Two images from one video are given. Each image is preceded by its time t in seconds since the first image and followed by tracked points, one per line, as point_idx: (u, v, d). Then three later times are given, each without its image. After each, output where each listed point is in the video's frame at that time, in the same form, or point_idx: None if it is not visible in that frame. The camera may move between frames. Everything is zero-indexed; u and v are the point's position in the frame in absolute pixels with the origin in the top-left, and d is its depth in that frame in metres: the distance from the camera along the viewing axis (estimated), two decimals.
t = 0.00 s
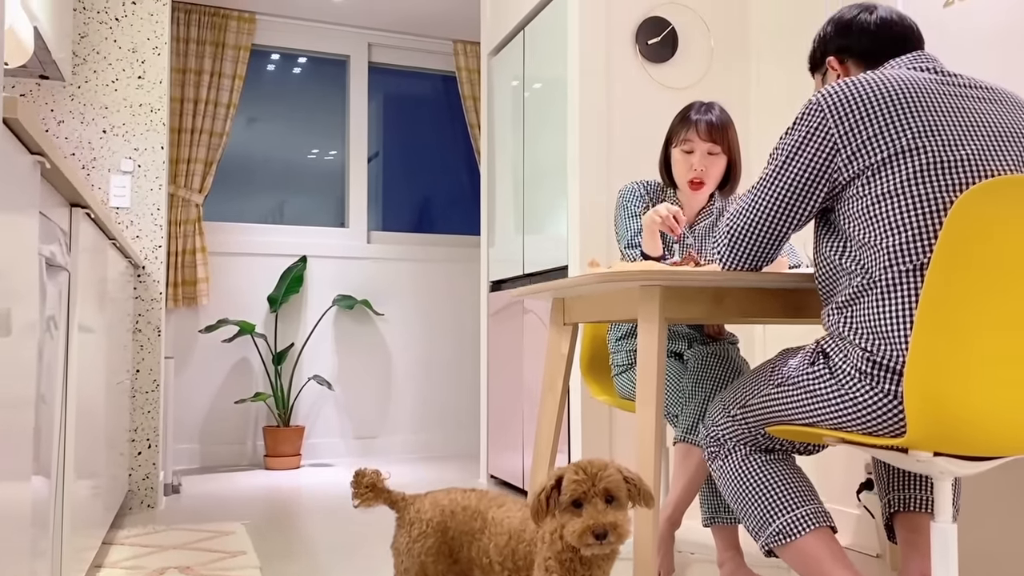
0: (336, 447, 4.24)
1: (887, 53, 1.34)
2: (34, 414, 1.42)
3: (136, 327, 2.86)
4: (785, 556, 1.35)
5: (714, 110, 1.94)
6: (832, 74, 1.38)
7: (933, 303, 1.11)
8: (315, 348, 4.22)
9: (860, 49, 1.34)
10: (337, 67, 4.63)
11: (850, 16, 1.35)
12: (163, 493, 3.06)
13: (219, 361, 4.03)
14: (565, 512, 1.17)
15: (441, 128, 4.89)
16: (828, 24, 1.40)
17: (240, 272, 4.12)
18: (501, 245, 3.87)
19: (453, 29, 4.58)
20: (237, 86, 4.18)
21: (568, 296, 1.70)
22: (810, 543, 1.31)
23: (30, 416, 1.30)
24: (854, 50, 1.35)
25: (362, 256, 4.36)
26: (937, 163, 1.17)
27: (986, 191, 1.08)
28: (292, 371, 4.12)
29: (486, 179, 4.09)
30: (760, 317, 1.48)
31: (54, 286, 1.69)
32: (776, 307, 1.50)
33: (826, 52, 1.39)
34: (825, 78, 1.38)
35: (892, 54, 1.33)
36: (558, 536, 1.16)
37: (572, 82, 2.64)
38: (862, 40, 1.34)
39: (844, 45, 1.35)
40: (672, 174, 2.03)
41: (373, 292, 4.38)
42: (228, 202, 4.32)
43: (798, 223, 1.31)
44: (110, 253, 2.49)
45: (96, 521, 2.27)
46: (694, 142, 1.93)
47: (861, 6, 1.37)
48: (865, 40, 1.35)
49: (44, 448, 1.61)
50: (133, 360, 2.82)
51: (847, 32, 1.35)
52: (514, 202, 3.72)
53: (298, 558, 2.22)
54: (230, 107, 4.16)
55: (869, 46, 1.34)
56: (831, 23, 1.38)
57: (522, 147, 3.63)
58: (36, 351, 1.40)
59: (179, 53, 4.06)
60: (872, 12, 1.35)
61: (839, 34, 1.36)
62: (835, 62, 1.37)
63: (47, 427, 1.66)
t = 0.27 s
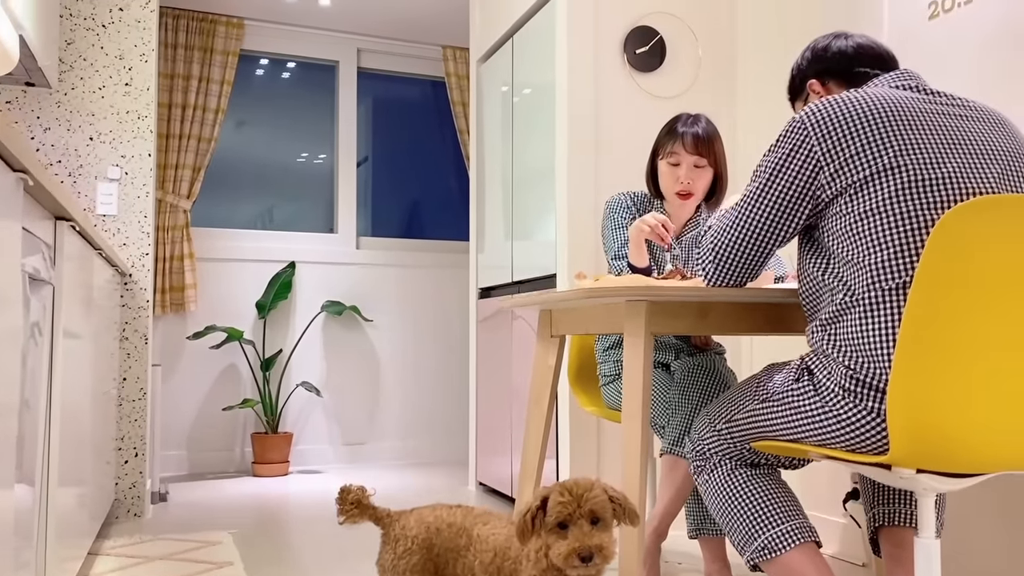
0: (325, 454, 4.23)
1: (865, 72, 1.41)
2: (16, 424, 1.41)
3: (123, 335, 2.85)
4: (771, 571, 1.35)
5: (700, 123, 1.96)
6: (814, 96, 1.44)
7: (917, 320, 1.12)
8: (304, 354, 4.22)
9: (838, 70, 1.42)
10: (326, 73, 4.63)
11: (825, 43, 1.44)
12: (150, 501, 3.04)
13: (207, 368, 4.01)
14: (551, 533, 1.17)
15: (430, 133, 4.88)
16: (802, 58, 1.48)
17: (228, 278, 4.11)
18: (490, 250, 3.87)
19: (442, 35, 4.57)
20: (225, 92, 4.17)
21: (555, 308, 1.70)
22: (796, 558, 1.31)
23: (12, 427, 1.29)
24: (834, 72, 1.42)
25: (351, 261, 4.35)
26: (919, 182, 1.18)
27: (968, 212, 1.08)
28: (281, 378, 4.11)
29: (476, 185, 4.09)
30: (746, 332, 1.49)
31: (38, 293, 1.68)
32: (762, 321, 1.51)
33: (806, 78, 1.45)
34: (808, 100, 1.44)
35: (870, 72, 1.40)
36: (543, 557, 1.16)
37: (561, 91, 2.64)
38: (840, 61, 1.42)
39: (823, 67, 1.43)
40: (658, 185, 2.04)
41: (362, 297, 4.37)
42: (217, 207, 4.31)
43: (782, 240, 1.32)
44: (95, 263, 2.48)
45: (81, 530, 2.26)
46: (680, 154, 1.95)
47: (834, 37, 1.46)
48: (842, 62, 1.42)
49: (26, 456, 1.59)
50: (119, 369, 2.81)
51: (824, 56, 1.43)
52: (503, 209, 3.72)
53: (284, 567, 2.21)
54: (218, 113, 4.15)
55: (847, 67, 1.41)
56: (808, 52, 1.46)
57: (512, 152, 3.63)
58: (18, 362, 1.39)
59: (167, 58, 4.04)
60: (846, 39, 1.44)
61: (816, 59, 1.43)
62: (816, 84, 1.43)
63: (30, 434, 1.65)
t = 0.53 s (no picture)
0: (314, 463, 4.23)
1: (847, 96, 1.43)
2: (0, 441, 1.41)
3: (109, 346, 2.84)
4: None
5: (689, 138, 1.97)
6: (796, 120, 1.47)
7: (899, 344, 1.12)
8: (292, 362, 4.21)
9: (821, 95, 1.44)
10: (315, 80, 4.62)
11: (808, 68, 1.47)
12: (137, 512, 3.03)
13: (195, 376, 4.01)
14: (537, 559, 1.17)
15: (420, 140, 4.88)
16: (785, 81, 1.51)
17: (216, 286, 4.11)
18: (480, 258, 3.87)
19: (431, 43, 4.57)
20: (213, 99, 4.16)
21: (542, 325, 1.70)
22: None
23: None
24: (816, 96, 1.44)
25: (340, 269, 4.35)
26: (901, 206, 1.19)
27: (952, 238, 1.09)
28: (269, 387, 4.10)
29: (465, 193, 4.09)
30: (732, 351, 1.49)
31: (22, 308, 1.67)
32: (748, 340, 1.51)
33: (788, 102, 1.48)
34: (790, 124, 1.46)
35: (852, 96, 1.42)
36: None
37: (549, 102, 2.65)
38: (822, 86, 1.44)
39: (806, 92, 1.45)
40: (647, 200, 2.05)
41: (351, 305, 4.37)
42: (205, 214, 4.30)
43: (766, 262, 1.32)
44: (82, 276, 2.47)
45: (67, 544, 2.25)
46: (669, 170, 1.95)
47: (817, 61, 1.49)
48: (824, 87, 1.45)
49: (10, 469, 1.58)
50: (105, 380, 2.80)
51: (806, 81, 1.46)
52: (492, 218, 3.72)
53: None
54: (206, 121, 4.14)
55: (829, 91, 1.44)
56: (791, 77, 1.49)
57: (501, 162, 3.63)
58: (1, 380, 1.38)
59: (155, 66, 4.04)
60: (829, 64, 1.46)
61: (799, 83, 1.46)
62: (798, 108, 1.46)
63: (14, 445, 1.64)
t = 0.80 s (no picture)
0: (304, 470, 4.22)
1: (833, 118, 1.44)
2: None
3: (97, 355, 2.84)
4: None
5: (678, 151, 1.98)
6: (784, 142, 1.49)
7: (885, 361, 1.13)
8: (281, 369, 4.21)
9: (807, 117, 1.46)
10: (305, 86, 4.62)
11: (796, 85, 1.47)
12: (125, 521, 3.03)
13: (184, 384, 4.00)
14: None
15: (410, 147, 4.88)
16: (775, 93, 1.51)
17: (205, 294, 4.10)
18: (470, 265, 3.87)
19: (422, 50, 4.57)
20: (203, 106, 4.16)
21: (531, 338, 1.71)
22: None
23: None
24: (802, 119, 1.46)
25: (330, 276, 4.35)
26: (888, 226, 1.19)
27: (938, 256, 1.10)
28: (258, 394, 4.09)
29: (455, 200, 4.09)
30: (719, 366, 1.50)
31: (11, 321, 1.67)
32: (736, 355, 1.52)
33: (775, 122, 1.50)
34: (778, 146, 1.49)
35: (839, 119, 1.44)
36: None
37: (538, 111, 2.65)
38: (808, 107, 1.45)
39: (792, 113, 1.47)
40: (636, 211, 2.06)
41: (340, 312, 4.37)
42: (194, 220, 4.29)
43: (752, 279, 1.33)
44: (71, 287, 2.47)
45: (54, 555, 2.25)
46: (659, 183, 1.96)
47: (806, 76, 1.49)
48: (810, 107, 1.46)
49: None
50: (93, 390, 2.79)
51: (793, 101, 1.47)
52: (482, 226, 3.73)
53: None
54: (196, 127, 4.14)
55: (815, 114, 1.45)
56: (778, 93, 1.49)
57: (490, 170, 3.64)
58: None
59: (144, 73, 4.03)
60: (817, 81, 1.46)
61: (786, 104, 1.47)
62: (785, 130, 1.48)
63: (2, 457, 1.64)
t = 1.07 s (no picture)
0: (292, 477, 4.22)
1: (817, 133, 1.46)
2: None
3: (84, 363, 2.83)
4: None
5: (666, 160, 1.99)
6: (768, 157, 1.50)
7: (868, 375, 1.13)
8: (270, 376, 4.20)
9: (790, 132, 1.47)
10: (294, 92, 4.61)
11: (779, 100, 1.48)
12: (112, 529, 3.02)
13: (172, 391, 4.00)
14: None
15: (400, 152, 4.88)
16: (756, 107, 1.52)
17: (194, 301, 4.10)
18: (459, 272, 3.87)
19: (411, 56, 4.58)
20: (192, 112, 4.15)
21: (519, 349, 1.70)
22: None
23: None
24: (785, 136, 1.47)
25: (319, 282, 4.35)
26: (870, 240, 1.20)
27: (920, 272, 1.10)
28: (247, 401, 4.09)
29: (444, 206, 4.10)
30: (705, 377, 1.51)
31: None
32: (722, 366, 1.53)
33: (759, 139, 1.50)
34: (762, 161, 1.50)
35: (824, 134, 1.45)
36: None
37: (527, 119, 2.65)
38: (791, 122, 1.46)
39: (776, 129, 1.47)
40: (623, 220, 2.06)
41: (330, 319, 4.36)
42: (183, 226, 4.28)
43: (737, 292, 1.33)
44: (58, 296, 2.47)
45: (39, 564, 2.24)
46: (647, 192, 1.96)
47: (788, 89, 1.50)
48: (794, 122, 1.47)
49: None
50: (80, 398, 2.78)
51: (776, 118, 1.47)
52: (472, 233, 3.73)
53: None
54: (184, 133, 4.13)
55: (798, 128, 1.46)
56: (760, 110, 1.50)
57: (480, 176, 3.65)
58: None
59: (132, 79, 4.03)
60: (799, 94, 1.47)
61: (770, 120, 1.48)
62: (769, 146, 1.49)
63: None
